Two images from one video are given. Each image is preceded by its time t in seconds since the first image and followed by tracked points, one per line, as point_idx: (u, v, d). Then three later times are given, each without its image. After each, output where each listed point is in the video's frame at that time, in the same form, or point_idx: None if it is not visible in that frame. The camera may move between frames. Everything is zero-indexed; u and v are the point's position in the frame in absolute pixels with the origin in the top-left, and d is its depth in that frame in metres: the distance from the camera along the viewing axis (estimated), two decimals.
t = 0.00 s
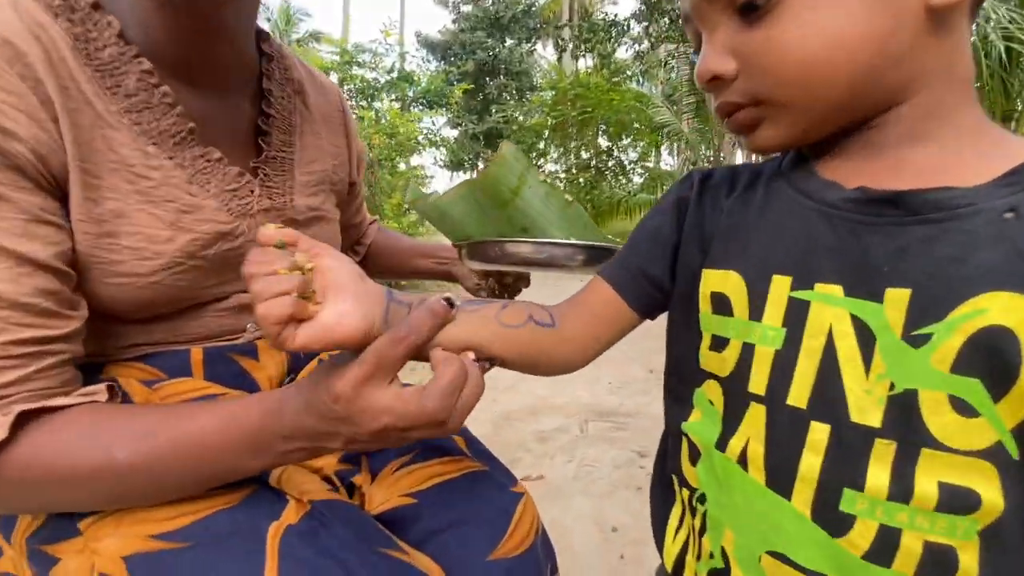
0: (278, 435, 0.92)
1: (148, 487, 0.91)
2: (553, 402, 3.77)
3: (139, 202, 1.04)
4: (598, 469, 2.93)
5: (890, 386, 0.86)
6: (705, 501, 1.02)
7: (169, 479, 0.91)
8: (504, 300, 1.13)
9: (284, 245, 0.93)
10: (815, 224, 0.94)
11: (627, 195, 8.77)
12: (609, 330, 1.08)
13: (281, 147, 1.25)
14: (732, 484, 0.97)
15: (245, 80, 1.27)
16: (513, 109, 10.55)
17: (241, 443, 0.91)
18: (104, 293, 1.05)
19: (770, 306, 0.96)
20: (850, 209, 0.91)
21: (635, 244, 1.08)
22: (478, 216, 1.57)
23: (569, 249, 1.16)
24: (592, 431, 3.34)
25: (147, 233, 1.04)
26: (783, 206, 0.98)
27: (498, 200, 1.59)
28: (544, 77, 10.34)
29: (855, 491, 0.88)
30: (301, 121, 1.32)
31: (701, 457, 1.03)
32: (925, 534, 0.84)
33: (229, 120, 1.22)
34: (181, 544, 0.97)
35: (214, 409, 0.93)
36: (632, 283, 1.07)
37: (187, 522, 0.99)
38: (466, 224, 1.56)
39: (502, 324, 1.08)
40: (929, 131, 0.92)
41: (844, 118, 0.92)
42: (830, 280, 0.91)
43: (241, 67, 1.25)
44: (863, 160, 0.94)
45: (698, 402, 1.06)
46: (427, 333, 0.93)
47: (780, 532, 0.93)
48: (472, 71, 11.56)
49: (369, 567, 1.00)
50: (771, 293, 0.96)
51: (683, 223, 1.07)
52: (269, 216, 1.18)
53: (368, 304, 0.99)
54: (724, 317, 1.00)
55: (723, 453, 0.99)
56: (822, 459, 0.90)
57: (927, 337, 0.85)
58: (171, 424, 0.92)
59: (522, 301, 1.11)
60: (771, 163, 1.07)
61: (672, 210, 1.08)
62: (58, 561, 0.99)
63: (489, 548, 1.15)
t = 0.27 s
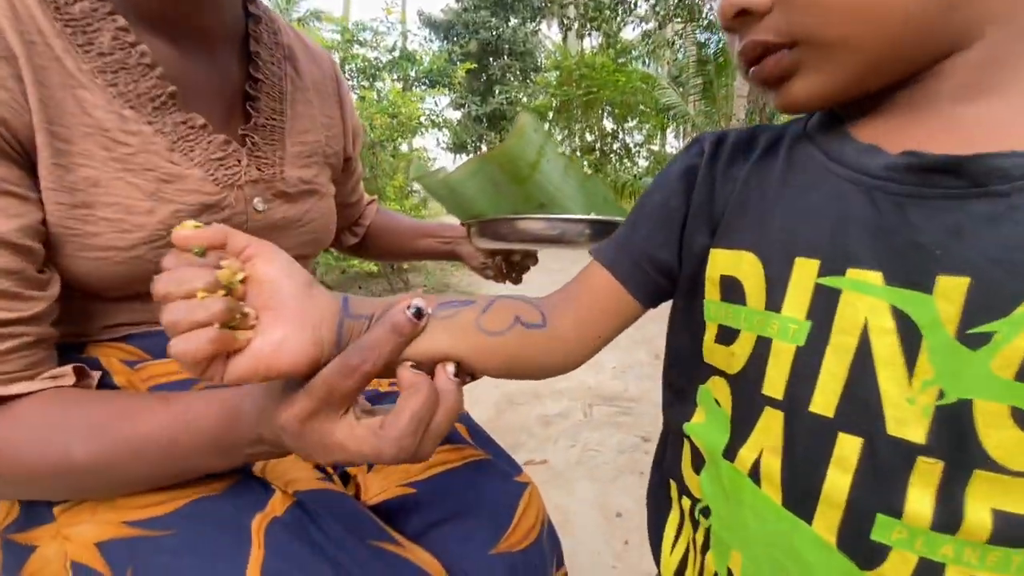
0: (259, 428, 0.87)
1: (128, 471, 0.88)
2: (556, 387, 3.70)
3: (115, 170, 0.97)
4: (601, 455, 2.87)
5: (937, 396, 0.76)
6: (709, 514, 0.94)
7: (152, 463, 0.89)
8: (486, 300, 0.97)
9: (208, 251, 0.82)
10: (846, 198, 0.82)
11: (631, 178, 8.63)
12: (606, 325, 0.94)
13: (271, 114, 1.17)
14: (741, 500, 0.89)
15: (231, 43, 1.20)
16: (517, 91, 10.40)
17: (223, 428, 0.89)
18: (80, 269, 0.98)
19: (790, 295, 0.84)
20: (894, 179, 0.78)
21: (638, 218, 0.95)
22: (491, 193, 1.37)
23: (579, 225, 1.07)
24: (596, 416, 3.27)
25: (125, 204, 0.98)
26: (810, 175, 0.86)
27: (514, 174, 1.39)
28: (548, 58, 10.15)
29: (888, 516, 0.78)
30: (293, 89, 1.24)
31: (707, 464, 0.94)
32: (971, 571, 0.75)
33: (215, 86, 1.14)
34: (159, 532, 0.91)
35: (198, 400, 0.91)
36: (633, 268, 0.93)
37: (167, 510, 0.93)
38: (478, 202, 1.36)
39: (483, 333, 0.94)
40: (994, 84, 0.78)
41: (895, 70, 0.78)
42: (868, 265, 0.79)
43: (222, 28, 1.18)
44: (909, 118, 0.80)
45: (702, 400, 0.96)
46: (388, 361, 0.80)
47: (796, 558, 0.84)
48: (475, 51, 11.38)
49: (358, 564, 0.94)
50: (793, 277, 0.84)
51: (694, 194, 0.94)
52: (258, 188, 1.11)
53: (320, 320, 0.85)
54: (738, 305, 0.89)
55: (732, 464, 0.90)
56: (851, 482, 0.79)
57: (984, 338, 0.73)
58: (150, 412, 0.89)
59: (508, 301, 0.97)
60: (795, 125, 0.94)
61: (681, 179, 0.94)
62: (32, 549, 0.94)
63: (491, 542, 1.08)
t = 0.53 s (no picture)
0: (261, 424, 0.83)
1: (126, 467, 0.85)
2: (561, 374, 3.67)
3: (114, 145, 0.93)
4: (607, 442, 2.83)
5: None
6: (756, 545, 0.87)
7: (149, 457, 0.85)
8: (510, 290, 0.95)
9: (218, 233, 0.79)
10: (951, 178, 0.72)
11: (635, 165, 8.54)
12: (637, 320, 0.89)
13: (276, 90, 1.13)
14: (798, 534, 0.82)
15: (236, 16, 1.16)
16: (520, 76, 10.31)
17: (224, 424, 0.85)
18: (78, 248, 0.95)
19: (876, 294, 0.75)
20: None
21: (686, 204, 0.86)
22: (510, 178, 1.20)
23: (600, 211, 1.03)
24: (601, 403, 3.23)
25: (125, 180, 0.94)
26: (905, 154, 0.76)
27: (535, 158, 1.21)
28: (552, 42, 10.02)
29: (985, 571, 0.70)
30: (298, 64, 1.20)
31: (756, 488, 0.87)
32: None
33: (218, 60, 1.10)
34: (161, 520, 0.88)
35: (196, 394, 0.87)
36: (675, 259, 0.85)
37: (168, 497, 0.90)
38: (496, 188, 1.19)
39: (503, 326, 0.91)
40: None
41: None
42: (939, 248, 0.72)
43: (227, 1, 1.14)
44: None
45: (756, 414, 0.89)
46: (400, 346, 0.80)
47: None
48: (478, 36, 11.24)
49: (363, 552, 0.90)
50: (879, 272, 0.75)
51: (757, 175, 0.85)
52: (263, 166, 1.07)
53: (331, 309, 0.84)
54: (810, 307, 0.81)
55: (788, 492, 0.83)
56: (944, 530, 0.71)
57: None
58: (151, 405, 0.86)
59: (530, 293, 0.94)
60: (884, 96, 0.83)
61: (741, 159, 0.85)
62: (33, 537, 0.92)
63: (501, 534, 1.05)
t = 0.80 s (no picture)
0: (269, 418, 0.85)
1: (139, 459, 0.86)
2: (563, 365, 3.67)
3: (122, 137, 0.93)
4: (608, 432, 2.84)
5: None
6: (800, 571, 0.84)
7: (159, 454, 0.86)
8: (553, 301, 0.98)
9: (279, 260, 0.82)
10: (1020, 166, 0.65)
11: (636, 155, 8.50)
12: (672, 334, 0.91)
13: (283, 82, 1.13)
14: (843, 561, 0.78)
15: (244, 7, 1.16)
16: (521, 66, 10.26)
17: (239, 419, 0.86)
18: (88, 240, 0.95)
19: (933, 297, 0.69)
20: None
21: (716, 206, 0.85)
22: (516, 171, 1.20)
23: (608, 205, 1.01)
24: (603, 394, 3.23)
25: (133, 173, 0.94)
26: (964, 141, 0.70)
27: (542, 150, 1.20)
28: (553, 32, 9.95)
29: None
30: (305, 56, 1.19)
31: (799, 510, 0.83)
32: None
33: (224, 51, 1.09)
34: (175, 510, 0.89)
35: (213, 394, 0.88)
36: (704, 262, 0.85)
37: (180, 486, 0.92)
38: (501, 180, 1.20)
39: (550, 337, 0.95)
40: None
41: None
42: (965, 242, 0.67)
43: None
44: None
45: (800, 429, 0.84)
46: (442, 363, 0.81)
47: None
48: (478, 24, 11.17)
49: (374, 536, 0.91)
50: (938, 270, 0.69)
51: (795, 173, 0.81)
52: (270, 159, 1.06)
53: (381, 316, 0.88)
54: (858, 313, 0.75)
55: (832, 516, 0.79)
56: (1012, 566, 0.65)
57: None
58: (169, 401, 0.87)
59: (573, 306, 0.96)
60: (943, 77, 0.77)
61: (777, 156, 0.82)
62: (49, 523, 0.95)
63: (508, 521, 1.06)
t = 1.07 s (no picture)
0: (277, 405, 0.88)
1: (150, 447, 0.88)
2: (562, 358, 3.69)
3: (128, 133, 0.95)
4: (606, 424, 2.86)
5: None
6: (777, 565, 0.86)
7: (171, 442, 0.89)
8: (549, 296, 1.00)
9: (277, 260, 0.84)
10: (1004, 169, 0.66)
11: (636, 149, 8.50)
12: (662, 327, 0.94)
13: (285, 78, 1.14)
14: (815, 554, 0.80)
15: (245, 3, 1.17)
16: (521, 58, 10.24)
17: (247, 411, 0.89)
18: (95, 234, 0.97)
19: (915, 298, 0.71)
20: None
21: (711, 209, 0.87)
22: (517, 161, 1.21)
23: (606, 197, 1.02)
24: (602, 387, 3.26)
25: (139, 167, 0.95)
26: (950, 145, 0.71)
27: (543, 141, 1.23)
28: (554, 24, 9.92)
29: None
30: (306, 51, 1.20)
31: (779, 507, 0.86)
32: None
33: (227, 47, 1.11)
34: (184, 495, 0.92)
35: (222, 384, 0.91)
36: (698, 262, 0.87)
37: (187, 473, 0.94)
38: (501, 171, 1.21)
39: (545, 332, 0.97)
40: None
41: None
42: (946, 244, 0.69)
43: None
44: None
45: (789, 428, 0.86)
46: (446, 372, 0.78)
47: None
48: (479, 16, 11.14)
49: (378, 521, 0.94)
50: (919, 271, 0.70)
51: (789, 176, 0.83)
52: (272, 154, 1.08)
53: (383, 314, 0.90)
54: (844, 314, 0.77)
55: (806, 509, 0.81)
56: (977, 562, 0.66)
57: None
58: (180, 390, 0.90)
59: (569, 301, 0.98)
60: (937, 83, 0.79)
61: (772, 161, 0.85)
62: (60, 510, 0.97)
63: (510, 506, 1.09)
